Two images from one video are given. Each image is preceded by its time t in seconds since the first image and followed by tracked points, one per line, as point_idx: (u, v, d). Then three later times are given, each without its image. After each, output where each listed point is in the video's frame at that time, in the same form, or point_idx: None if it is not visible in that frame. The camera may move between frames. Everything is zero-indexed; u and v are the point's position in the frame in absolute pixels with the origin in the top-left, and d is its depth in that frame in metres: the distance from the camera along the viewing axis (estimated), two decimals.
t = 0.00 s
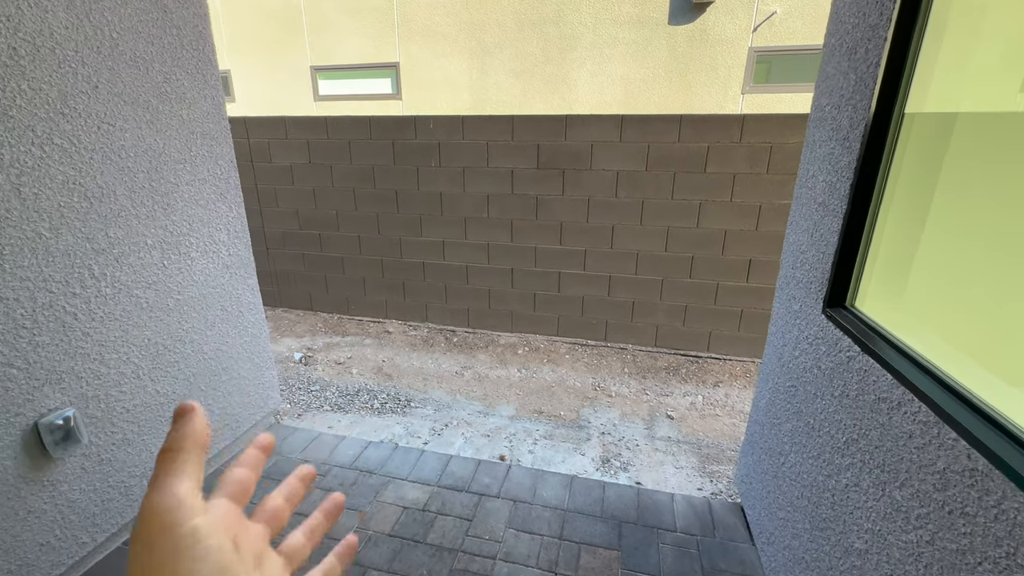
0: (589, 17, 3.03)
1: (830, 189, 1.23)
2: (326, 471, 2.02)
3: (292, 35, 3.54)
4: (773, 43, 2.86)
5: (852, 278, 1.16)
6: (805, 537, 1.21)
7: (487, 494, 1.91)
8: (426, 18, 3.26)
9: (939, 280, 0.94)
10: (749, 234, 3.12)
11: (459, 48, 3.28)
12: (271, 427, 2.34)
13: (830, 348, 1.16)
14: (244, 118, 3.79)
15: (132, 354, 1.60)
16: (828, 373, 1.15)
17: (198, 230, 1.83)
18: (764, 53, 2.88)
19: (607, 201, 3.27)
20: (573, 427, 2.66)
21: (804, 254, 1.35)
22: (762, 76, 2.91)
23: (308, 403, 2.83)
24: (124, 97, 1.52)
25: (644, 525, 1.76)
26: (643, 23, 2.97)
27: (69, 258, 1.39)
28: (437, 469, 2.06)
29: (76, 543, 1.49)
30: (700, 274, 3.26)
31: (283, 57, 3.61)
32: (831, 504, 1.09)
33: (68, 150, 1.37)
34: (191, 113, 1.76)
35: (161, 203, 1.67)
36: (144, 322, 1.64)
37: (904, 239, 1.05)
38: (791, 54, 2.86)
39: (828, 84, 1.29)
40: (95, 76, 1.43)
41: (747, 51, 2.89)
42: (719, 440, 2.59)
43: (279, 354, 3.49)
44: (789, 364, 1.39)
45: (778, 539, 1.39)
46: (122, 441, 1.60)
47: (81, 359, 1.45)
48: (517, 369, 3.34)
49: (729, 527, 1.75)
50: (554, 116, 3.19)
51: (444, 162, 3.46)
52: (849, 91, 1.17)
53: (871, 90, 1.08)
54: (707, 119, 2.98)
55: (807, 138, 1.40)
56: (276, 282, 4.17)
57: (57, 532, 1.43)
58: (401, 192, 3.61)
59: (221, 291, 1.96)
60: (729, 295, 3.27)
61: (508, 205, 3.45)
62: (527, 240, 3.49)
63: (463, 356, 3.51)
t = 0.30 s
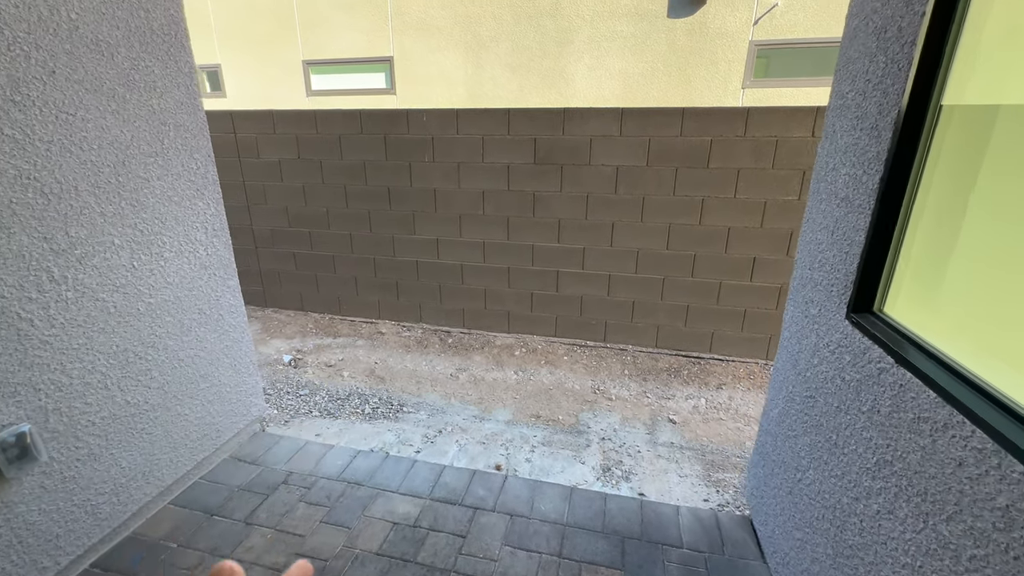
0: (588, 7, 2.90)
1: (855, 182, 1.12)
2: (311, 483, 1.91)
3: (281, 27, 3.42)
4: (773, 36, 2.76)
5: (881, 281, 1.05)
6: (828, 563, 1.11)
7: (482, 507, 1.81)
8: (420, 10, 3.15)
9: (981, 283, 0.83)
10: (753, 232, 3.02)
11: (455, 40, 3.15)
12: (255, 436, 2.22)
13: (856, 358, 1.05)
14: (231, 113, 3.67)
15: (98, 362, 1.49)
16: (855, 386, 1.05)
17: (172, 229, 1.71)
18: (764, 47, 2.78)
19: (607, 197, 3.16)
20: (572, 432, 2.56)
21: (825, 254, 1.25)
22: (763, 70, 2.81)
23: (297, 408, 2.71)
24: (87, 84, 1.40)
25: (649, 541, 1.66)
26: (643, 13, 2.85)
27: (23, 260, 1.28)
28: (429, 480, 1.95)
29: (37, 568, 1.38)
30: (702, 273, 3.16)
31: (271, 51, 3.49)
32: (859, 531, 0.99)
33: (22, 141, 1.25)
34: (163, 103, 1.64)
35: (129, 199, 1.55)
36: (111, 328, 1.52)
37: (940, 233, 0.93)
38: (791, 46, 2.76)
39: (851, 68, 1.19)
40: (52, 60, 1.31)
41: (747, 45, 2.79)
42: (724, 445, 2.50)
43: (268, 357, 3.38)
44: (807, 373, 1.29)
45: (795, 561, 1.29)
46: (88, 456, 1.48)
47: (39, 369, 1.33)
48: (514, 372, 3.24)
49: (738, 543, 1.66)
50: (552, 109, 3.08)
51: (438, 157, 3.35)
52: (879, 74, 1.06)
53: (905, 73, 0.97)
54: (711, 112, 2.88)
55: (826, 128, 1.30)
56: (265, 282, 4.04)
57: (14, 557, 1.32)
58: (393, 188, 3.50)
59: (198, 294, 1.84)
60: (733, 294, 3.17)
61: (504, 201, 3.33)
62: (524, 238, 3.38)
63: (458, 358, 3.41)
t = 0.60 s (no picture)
0: None
1: (873, 186, 1.03)
2: (292, 502, 1.81)
3: (263, 21, 3.25)
4: (774, 32, 2.65)
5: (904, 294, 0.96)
6: None
7: (473, 528, 1.71)
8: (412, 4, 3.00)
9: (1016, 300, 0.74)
10: (754, 233, 2.93)
11: (448, 36, 3.00)
12: (235, 450, 2.12)
13: (876, 380, 0.96)
14: (215, 110, 3.54)
15: (57, 380, 1.38)
16: (875, 410, 0.96)
17: (140, 235, 1.60)
18: (763, 43, 2.67)
19: (603, 198, 3.06)
20: (568, 442, 2.48)
21: (838, 264, 1.16)
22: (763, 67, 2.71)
23: (281, 418, 2.61)
24: (39, 79, 1.29)
25: (648, 564, 1.57)
26: (640, 7, 2.74)
27: None
28: (418, 498, 1.86)
29: None
30: (701, 275, 3.08)
31: (255, 45, 3.32)
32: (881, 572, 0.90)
33: None
34: (127, 100, 1.53)
35: (91, 204, 1.44)
36: (71, 343, 1.41)
37: (977, 233, 0.83)
38: (790, 42, 2.65)
39: (869, 62, 1.09)
40: None
41: (745, 41, 2.68)
42: (725, 455, 2.41)
43: (254, 363, 3.27)
44: (818, 390, 1.20)
45: None
46: (46, 481, 1.38)
47: None
48: (508, 377, 3.14)
49: (742, 566, 1.57)
50: (546, 107, 2.97)
51: (429, 156, 3.24)
52: (902, 70, 0.97)
53: (933, 67, 0.88)
54: (711, 110, 2.78)
55: (839, 127, 1.21)
56: (252, 284, 3.93)
57: None
58: (383, 188, 3.39)
59: (169, 304, 1.73)
60: (732, 297, 3.08)
61: (497, 202, 3.23)
62: (518, 240, 3.28)
63: (451, 364, 3.31)
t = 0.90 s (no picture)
0: None
1: (870, 188, 0.98)
2: (270, 516, 1.75)
3: (244, 14, 3.16)
4: (768, 29, 2.59)
5: (902, 304, 0.91)
6: None
7: (456, 541, 1.65)
8: None
9: None
10: (747, 233, 2.88)
11: (436, 32, 2.93)
12: (212, 460, 2.04)
13: (874, 395, 0.91)
14: (195, 107, 3.44)
15: (11, 395, 1.30)
16: (872, 427, 0.90)
17: (104, 239, 1.52)
18: (757, 39, 2.61)
19: (594, 197, 3.01)
20: (558, 447, 2.42)
21: (833, 271, 1.10)
22: (757, 65, 2.65)
23: (263, 425, 2.54)
24: None
25: None
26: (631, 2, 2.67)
27: None
28: (400, 510, 1.80)
29: None
30: (693, 276, 3.03)
31: (239, 42, 3.24)
32: None
33: None
34: (88, 97, 1.45)
35: (47, 207, 1.36)
36: (27, 354, 1.33)
37: (983, 238, 0.78)
38: (785, 39, 2.59)
39: (865, 57, 1.04)
40: None
41: (738, 38, 2.62)
42: (717, 459, 2.37)
43: (237, 367, 3.19)
44: (813, 401, 1.15)
45: None
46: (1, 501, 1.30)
47: None
48: (497, 381, 3.08)
49: None
50: (535, 104, 2.91)
51: (415, 155, 3.16)
52: (901, 66, 0.91)
53: (935, 62, 0.82)
54: (703, 107, 2.73)
55: (834, 126, 1.15)
56: (236, 285, 3.84)
57: None
58: (369, 188, 3.31)
59: (138, 311, 1.65)
60: (725, 298, 3.04)
61: (486, 201, 3.16)
62: (507, 240, 3.21)
63: (439, 367, 3.24)
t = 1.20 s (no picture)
0: None
1: (863, 189, 0.92)
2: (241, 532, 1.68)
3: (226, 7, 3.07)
4: (760, 25, 2.53)
5: (897, 313, 0.85)
6: None
7: (436, 556, 1.59)
8: None
9: None
10: (737, 232, 2.84)
11: (422, 23, 2.85)
12: (183, 472, 1.96)
13: (868, 410, 0.85)
14: (170, 105, 3.33)
15: None
16: (865, 444, 0.85)
17: (59, 243, 1.43)
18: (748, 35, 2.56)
19: (581, 195, 2.94)
20: (545, 452, 2.37)
21: (825, 276, 1.04)
22: (749, 61, 2.60)
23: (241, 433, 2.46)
24: None
25: None
26: None
27: None
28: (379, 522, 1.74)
29: None
30: (683, 276, 2.98)
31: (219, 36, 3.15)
32: None
33: None
34: (37, 92, 1.36)
35: None
36: None
37: (986, 245, 0.72)
38: (777, 34, 2.54)
39: (857, 50, 0.98)
40: None
41: (730, 34, 2.56)
42: (706, 464, 2.32)
43: (217, 371, 3.10)
44: (803, 413, 1.09)
45: None
46: None
47: None
48: (485, 383, 3.02)
49: None
50: (521, 100, 2.83)
51: (399, 153, 3.08)
52: (896, 58, 0.85)
53: (932, 54, 0.76)
54: (692, 104, 2.67)
55: (825, 123, 1.09)
56: (216, 287, 3.74)
57: None
58: (352, 186, 3.22)
59: (98, 319, 1.56)
60: (715, 298, 2.99)
61: (472, 200, 3.09)
62: (494, 240, 3.14)
63: (426, 370, 3.17)
